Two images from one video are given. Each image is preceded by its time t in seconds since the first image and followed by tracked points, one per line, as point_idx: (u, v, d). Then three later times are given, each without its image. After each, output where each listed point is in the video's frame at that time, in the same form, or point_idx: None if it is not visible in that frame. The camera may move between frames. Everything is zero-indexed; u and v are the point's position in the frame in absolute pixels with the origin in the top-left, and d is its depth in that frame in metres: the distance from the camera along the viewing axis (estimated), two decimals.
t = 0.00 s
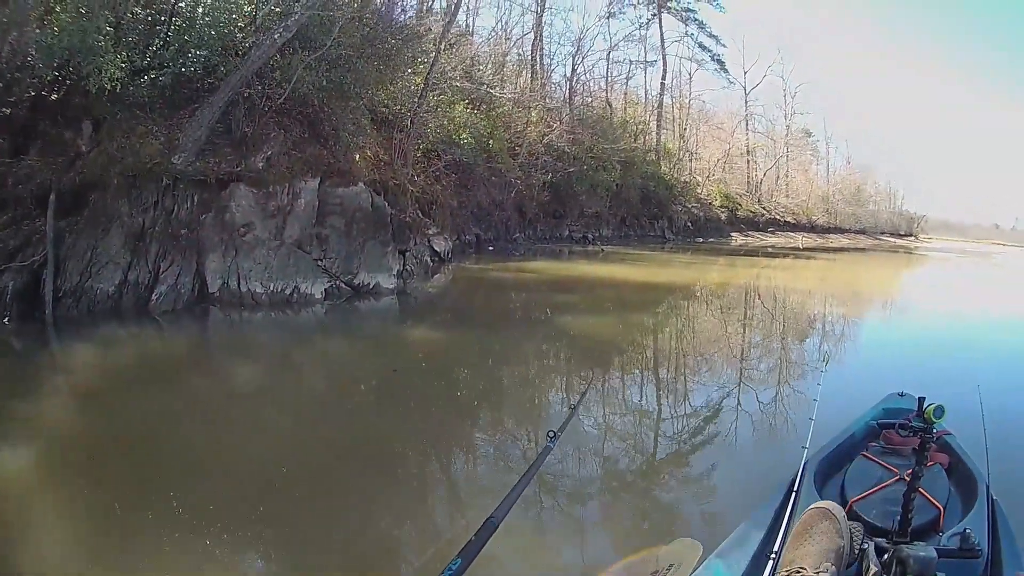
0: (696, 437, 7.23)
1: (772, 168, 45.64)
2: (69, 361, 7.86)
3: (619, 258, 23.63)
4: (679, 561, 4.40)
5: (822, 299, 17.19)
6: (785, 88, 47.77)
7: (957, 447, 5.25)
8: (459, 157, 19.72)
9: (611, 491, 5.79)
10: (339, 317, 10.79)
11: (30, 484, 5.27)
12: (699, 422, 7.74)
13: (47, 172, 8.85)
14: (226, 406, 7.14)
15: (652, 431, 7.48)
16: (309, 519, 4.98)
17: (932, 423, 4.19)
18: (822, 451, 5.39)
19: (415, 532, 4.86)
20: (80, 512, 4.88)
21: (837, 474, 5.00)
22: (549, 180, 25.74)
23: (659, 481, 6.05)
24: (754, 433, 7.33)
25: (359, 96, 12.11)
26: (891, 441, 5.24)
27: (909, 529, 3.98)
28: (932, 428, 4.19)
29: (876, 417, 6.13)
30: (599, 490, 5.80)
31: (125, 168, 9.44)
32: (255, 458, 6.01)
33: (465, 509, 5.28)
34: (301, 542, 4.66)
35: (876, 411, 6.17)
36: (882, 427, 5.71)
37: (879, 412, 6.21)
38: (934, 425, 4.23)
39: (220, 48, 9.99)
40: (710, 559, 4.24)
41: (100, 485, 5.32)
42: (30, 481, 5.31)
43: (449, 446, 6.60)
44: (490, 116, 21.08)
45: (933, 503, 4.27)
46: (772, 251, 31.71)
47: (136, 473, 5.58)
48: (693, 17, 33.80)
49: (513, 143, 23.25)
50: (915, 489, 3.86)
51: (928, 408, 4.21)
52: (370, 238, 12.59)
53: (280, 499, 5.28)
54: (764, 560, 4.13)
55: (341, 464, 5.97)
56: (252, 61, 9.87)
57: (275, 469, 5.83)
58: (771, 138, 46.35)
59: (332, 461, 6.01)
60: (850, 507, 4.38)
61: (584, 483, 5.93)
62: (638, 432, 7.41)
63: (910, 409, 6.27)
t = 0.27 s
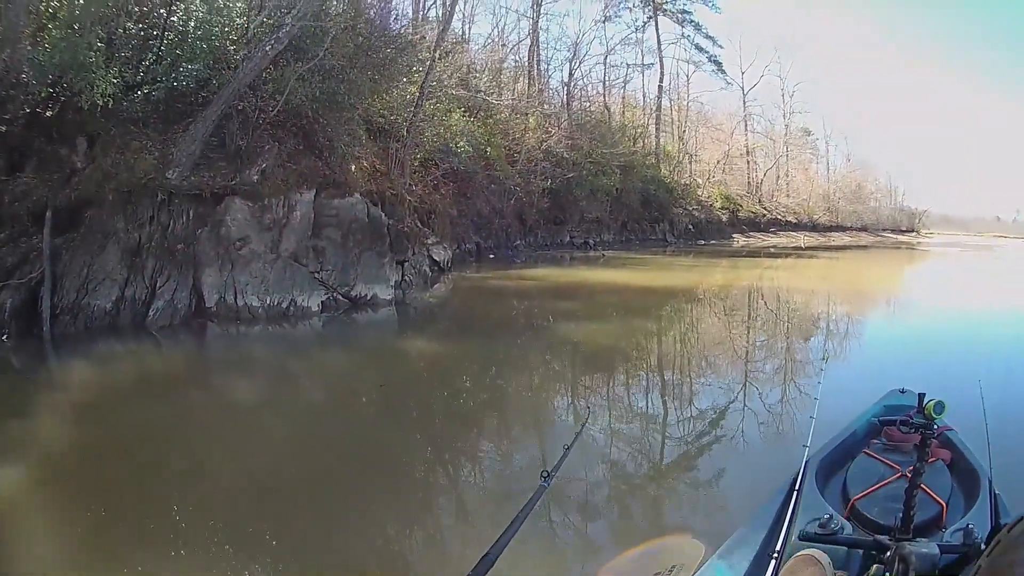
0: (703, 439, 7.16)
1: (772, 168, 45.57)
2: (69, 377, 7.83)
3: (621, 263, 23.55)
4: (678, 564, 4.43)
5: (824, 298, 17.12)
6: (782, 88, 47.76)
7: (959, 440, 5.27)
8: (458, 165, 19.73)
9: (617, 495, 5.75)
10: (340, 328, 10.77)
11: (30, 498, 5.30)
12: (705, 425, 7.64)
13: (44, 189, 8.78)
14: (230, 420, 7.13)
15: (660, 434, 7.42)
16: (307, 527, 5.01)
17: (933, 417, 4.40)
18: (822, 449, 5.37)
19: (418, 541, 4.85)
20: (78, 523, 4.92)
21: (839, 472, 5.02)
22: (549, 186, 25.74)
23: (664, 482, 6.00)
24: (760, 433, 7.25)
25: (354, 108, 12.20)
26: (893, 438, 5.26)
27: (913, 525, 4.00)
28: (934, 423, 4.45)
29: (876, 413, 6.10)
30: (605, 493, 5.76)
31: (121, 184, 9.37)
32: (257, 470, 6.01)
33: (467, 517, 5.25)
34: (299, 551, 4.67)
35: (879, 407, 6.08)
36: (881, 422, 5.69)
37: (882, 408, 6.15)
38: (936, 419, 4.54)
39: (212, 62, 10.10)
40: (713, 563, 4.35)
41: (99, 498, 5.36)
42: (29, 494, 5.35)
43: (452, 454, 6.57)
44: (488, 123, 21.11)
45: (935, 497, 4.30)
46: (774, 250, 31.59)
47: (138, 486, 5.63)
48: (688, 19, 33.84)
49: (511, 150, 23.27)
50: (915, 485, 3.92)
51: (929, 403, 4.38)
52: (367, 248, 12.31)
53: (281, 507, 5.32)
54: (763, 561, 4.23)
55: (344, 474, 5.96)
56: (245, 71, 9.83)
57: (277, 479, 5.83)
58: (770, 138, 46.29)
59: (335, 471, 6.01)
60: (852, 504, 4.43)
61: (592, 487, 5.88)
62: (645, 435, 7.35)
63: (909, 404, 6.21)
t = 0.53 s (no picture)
0: (719, 446, 7.06)
1: (784, 175, 45.25)
2: (76, 394, 7.77)
3: (633, 273, 23.36)
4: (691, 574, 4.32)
5: (840, 304, 16.85)
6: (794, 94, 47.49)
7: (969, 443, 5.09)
8: (468, 178, 19.68)
9: (631, 506, 5.58)
10: (349, 342, 10.69)
11: (32, 517, 5.27)
12: (721, 434, 7.46)
13: (50, 205, 8.94)
14: (236, 437, 7.03)
15: (675, 443, 7.26)
16: (309, 546, 4.88)
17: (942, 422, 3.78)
18: (833, 454, 5.18)
19: (424, 560, 4.70)
20: (79, 541, 4.90)
21: (850, 478, 4.82)
22: (559, 197, 25.66)
23: (679, 494, 5.82)
24: (778, 441, 7.08)
25: (359, 119, 11.88)
26: (903, 441, 5.00)
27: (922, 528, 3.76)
28: (943, 429, 3.79)
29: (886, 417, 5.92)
30: (619, 504, 5.59)
31: (124, 200, 9.36)
32: (263, 487, 5.90)
33: (475, 534, 5.10)
34: (301, 566, 4.59)
35: (888, 412, 5.93)
36: (893, 427, 5.48)
37: (891, 413, 5.97)
38: (944, 425, 3.82)
39: (217, 75, 9.89)
40: (726, 568, 4.23)
41: (101, 516, 5.31)
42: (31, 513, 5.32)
43: (462, 468, 6.43)
44: (497, 135, 21.07)
45: (946, 500, 4.14)
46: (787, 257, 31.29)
47: (141, 503, 5.58)
48: (697, 27, 33.72)
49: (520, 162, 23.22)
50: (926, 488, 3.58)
51: (936, 406, 3.78)
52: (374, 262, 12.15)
53: (284, 526, 5.19)
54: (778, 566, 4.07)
55: (351, 490, 5.84)
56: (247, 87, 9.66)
57: (282, 496, 5.72)
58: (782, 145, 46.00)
59: (341, 487, 5.89)
60: (864, 511, 4.27)
61: (606, 499, 5.71)
62: (659, 444, 7.23)
63: (921, 408, 6.04)
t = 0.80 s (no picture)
0: (721, 447, 7.01)
1: (787, 176, 45.14)
2: (76, 397, 7.72)
3: (636, 275, 23.31)
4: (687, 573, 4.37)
5: (843, 305, 16.77)
6: (796, 95, 47.39)
7: (971, 444, 5.05)
8: (471, 179, 19.64)
9: (635, 508, 5.51)
10: (351, 343, 10.66)
11: (28, 521, 5.21)
12: (723, 436, 7.39)
13: (48, 206, 8.88)
14: (237, 439, 6.99)
15: (678, 445, 7.19)
16: (311, 550, 4.82)
17: (942, 423, 3.74)
18: (832, 456, 5.15)
19: (427, 563, 4.66)
20: (79, 544, 4.87)
21: (850, 480, 4.77)
22: (562, 199, 25.61)
23: (681, 496, 5.76)
24: (781, 443, 7.01)
25: (357, 120, 11.76)
26: (903, 442, 4.96)
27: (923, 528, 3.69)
28: (942, 429, 3.74)
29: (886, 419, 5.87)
30: (622, 507, 5.53)
31: (122, 201, 9.39)
32: (263, 490, 5.85)
33: (478, 536, 5.06)
34: (303, 567, 4.59)
35: (889, 414, 5.89)
36: (893, 429, 5.44)
37: (890, 416, 5.93)
38: (942, 424, 3.79)
39: (216, 76, 9.83)
40: (728, 569, 4.17)
41: (101, 518, 5.28)
42: (31, 516, 5.29)
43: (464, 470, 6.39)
44: (500, 136, 21.02)
45: (946, 499, 4.09)
46: (790, 259, 31.19)
47: (141, 505, 5.54)
48: (700, 27, 33.66)
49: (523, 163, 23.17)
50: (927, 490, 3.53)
51: (935, 407, 3.74)
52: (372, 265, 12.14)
53: (285, 530, 5.14)
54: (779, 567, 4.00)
55: (353, 492, 5.79)
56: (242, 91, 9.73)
57: (284, 499, 5.68)
58: (785, 146, 45.89)
59: (342, 490, 5.84)
60: (864, 511, 4.22)
61: (610, 501, 5.65)
62: (660, 446, 7.17)
63: (920, 409, 6.00)
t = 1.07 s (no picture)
0: (726, 452, 6.82)
1: (796, 178, 44.90)
2: (75, 391, 7.66)
3: (642, 275, 23.20)
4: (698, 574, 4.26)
5: (851, 308, 16.63)
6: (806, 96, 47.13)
7: (971, 446, 5.01)
8: (477, 177, 19.56)
9: (639, 510, 5.41)
10: (355, 339, 10.60)
11: (24, 517, 5.15)
12: (727, 438, 7.29)
13: (49, 199, 8.98)
14: (237, 436, 6.92)
15: (683, 447, 7.07)
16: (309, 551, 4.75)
17: (942, 428, 3.82)
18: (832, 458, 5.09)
19: (427, 564, 4.59)
20: (74, 541, 4.82)
21: (851, 482, 4.71)
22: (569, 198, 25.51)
23: (687, 498, 5.65)
24: (786, 445, 6.90)
25: (358, 115, 11.54)
26: (904, 445, 4.94)
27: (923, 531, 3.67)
28: (943, 433, 3.83)
29: (888, 422, 5.77)
30: (627, 509, 5.42)
31: (123, 194, 9.35)
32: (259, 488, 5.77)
33: (479, 536, 4.98)
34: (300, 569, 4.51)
35: (890, 416, 5.81)
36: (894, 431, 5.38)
37: (892, 418, 5.85)
38: (944, 429, 3.87)
39: (219, 71, 9.79)
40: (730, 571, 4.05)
41: (97, 513, 5.25)
42: (26, 511, 5.24)
43: (466, 470, 6.31)
44: (507, 135, 20.94)
45: (946, 504, 4.07)
46: (798, 261, 31.01)
47: (138, 501, 5.50)
48: (710, 27, 33.48)
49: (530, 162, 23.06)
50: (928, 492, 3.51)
51: (936, 412, 3.83)
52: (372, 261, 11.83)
53: (282, 531, 5.05)
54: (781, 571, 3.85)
55: (353, 491, 5.73)
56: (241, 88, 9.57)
57: (283, 497, 5.61)
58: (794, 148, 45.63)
59: (342, 488, 5.77)
60: (865, 514, 4.15)
61: (615, 502, 5.56)
62: (666, 451, 6.94)
63: (920, 413, 5.94)
